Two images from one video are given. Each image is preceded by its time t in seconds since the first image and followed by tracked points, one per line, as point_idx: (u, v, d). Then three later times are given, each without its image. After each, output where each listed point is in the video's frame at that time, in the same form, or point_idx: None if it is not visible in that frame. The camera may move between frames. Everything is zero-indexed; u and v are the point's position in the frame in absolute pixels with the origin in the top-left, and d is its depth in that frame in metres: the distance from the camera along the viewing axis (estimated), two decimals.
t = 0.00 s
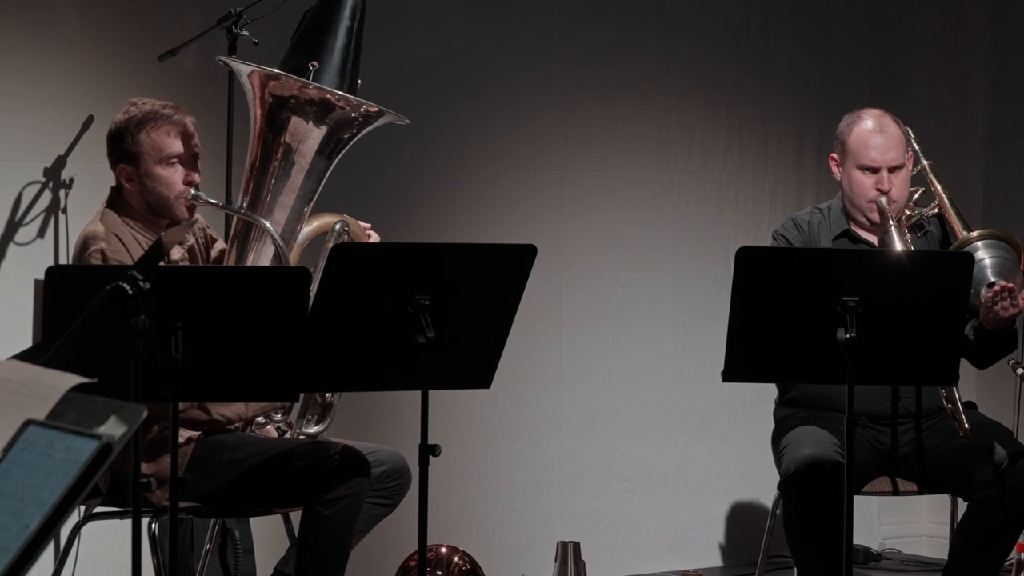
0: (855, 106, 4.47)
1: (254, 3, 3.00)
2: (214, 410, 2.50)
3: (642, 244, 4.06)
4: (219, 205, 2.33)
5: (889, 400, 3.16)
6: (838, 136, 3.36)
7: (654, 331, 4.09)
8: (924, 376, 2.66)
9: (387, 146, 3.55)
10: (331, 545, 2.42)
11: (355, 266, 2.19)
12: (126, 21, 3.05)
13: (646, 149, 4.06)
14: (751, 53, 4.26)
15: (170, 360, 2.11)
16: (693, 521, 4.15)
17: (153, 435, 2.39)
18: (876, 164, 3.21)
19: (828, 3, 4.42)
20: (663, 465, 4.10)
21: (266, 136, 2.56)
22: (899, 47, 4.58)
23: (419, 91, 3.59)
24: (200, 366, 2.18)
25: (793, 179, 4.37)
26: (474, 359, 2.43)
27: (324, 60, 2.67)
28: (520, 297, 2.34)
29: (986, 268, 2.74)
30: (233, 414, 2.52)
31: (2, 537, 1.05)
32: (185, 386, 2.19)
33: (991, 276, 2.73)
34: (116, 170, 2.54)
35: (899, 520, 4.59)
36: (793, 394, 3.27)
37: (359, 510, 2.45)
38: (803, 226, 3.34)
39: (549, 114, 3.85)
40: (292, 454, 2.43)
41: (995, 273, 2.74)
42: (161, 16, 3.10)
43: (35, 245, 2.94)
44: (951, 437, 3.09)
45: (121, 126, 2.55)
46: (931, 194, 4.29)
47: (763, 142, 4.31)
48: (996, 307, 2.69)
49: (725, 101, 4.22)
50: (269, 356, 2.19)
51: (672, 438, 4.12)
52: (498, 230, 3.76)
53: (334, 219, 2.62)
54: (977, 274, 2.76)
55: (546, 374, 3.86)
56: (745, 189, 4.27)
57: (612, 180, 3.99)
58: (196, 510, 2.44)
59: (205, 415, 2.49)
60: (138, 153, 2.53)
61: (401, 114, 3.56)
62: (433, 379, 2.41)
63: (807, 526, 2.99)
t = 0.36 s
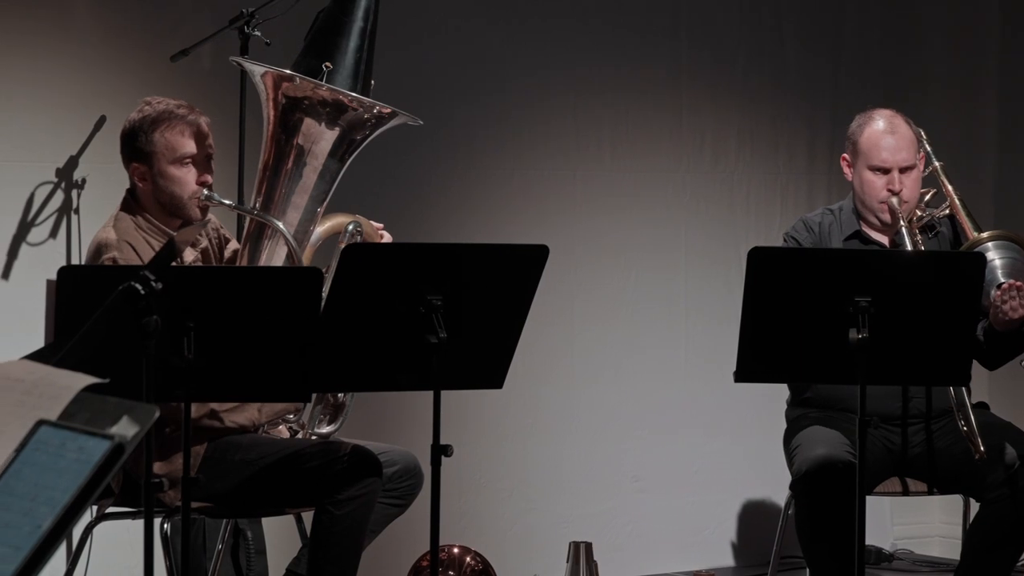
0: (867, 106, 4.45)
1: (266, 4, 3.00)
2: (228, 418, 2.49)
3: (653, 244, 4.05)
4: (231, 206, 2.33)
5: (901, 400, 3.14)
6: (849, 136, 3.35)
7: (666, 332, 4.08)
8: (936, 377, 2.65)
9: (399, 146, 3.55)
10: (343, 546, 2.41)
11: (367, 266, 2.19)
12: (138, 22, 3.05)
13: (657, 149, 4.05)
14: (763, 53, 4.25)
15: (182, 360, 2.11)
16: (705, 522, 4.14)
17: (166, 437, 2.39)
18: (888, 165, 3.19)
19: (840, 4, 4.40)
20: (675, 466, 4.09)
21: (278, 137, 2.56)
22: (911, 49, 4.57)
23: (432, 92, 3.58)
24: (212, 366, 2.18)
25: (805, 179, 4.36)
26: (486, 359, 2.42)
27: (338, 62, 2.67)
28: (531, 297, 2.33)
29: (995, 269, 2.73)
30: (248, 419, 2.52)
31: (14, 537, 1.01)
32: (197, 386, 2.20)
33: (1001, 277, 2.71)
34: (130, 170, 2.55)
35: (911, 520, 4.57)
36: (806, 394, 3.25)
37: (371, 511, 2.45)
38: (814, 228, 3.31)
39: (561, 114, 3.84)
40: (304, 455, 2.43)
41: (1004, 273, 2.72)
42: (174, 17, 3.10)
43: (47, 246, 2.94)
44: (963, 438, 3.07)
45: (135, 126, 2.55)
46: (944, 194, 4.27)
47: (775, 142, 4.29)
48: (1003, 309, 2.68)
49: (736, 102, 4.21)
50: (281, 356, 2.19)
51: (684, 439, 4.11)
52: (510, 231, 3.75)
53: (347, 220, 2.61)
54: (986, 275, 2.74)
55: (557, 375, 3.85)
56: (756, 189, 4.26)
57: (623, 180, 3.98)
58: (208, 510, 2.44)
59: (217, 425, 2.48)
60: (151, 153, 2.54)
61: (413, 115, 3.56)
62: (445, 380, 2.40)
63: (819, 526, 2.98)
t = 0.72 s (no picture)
0: (882, 106, 4.43)
1: (280, 4, 3.00)
2: (240, 413, 2.51)
3: (666, 244, 4.04)
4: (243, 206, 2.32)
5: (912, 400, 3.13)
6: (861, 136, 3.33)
7: (680, 332, 4.07)
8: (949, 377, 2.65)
9: (413, 146, 3.54)
10: (357, 545, 2.41)
11: (381, 267, 2.19)
12: (153, 23, 3.06)
13: (671, 148, 4.04)
14: (777, 53, 4.23)
15: (196, 360, 2.11)
16: (718, 522, 4.13)
17: (179, 436, 2.40)
18: (899, 164, 3.18)
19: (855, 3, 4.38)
20: (689, 466, 4.08)
21: (291, 137, 2.56)
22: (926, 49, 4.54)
23: (445, 91, 3.58)
24: (225, 367, 2.18)
25: (819, 179, 4.34)
26: (499, 359, 2.42)
27: (351, 62, 2.67)
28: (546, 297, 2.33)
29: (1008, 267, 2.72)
30: (260, 414, 2.54)
31: (28, 537, 1.06)
32: (211, 386, 2.20)
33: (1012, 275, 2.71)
34: (143, 170, 2.55)
35: (925, 520, 4.55)
36: (819, 394, 3.24)
37: (384, 510, 2.45)
38: (827, 228, 3.29)
39: (574, 114, 3.83)
40: (318, 455, 2.43)
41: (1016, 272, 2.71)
42: (188, 18, 3.11)
43: (61, 246, 2.95)
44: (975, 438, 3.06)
45: (148, 127, 2.56)
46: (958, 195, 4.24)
47: (789, 142, 4.28)
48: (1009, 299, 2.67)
49: (751, 102, 4.19)
50: (294, 356, 2.19)
51: (698, 439, 4.10)
52: (523, 231, 3.75)
53: (361, 220, 2.63)
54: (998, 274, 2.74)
55: (570, 375, 3.84)
56: (770, 189, 4.24)
57: (637, 180, 3.97)
58: (221, 510, 2.44)
59: (231, 419, 2.50)
60: (164, 153, 2.54)
61: (427, 115, 3.55)
62: (458, 380, 2.40)
63: (832, 526, 2.96)
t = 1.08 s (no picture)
0: (897, 107, 4.41)
1: (293, 5, 3.01)
2: (253, 419, 2.50)
3: (679, 243, 4.02)
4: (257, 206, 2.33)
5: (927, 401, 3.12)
6: (874, 137, 3.32)
7: (693, 333, 4.06)
8: (963, 377, 2.64)
9: (426, 146, 3.54)
10: (370, 546, 2.41)
11: (395, 267, 2.19)
12: (166, 24, 3.07)
13: (685, 148, 4.03)
14: (791, 54, 4.22)
15: (209, 360, 2.11)
16: (731, 522, 4.12)
17: (192, 437, 2.40)
18: (913, 166, 3.16)
19: (869, 4, 4.36)
20: (702, 466, 4.07)
21: (304, 137, 2.56)
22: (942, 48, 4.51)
23: (457, 92, 3.58)
24: (238, 367, 2.18)
25: (833, 179, 4.33)
26: (512, 359, 2.41)
27: (364, 62, 2.67)
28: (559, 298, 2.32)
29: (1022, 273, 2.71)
30: (273, 420, 2.52)
31: (42, 537, 1.07)
32: (224, 386, 2.20)
33: None
34: (157, 169, 2.56)
35: (938, 520, 4.52)
36: (833, 394, 3.22)
37: (397, 510, 2.45)
38: (841, 229, 3.28)
39: (587, 114, 3.83)
40: (332, 455, 2.43)
41: None
42: (202, 19, 3.12)
43: (74, 246, 2.97)
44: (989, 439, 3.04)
45: (162, 125, 2.57)
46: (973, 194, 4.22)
47: (803, 143, 4.26)
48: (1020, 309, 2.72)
49: (764, 102, 4.18)
50: (307, 356, 2.19)
51: (711, 439, 4.09)
52: (536, 232, 3.74)
53: (374, 220, 2.64)
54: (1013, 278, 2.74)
55: (584, 376, 3.83)
56: (783, 189, 4.23)
57: (650, 180, 3.96)
58: (234, 510, 2.44)
59: (243, 425, 2.49)
60: (178, 152, 2.55)
61: (440, 115, 3.55)
62: (471, 380, 2.40)
63: (845, 527, 2.95)
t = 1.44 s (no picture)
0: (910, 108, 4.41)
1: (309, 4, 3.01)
2: (270, 415, 2.50)
3: (694, 243, 4.01)
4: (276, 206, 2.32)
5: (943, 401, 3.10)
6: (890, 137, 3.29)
7: (708, 333, 4.04)
8: (981, 378, 2.63)
9: (442, 145, 3.53)
10: (385, 546, 2.41)
11: (410, 267, 2.18)
12: (182, 24, 3.08)
13: (701, 148, 4.02)
14: (807, 54, 4.21)
15: (224, 360, 2.11)
16: (746, 522, 4.10)
17: (208, 437, 2.40)
18: (928, 166, 3.15)
19: (883, 5, 4.37)
20: (717, 467, 4.05)
21: (325, 140, 2.56)
22: (955, 50, 4.52)
23: (474, 91, 3.57)
24: (254, 367, 2.19)
25: (848, 179, 4.32)
26: (527, 360, 2.41)
27: (386, 63, 2.67)
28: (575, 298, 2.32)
29: None
30: (289, 418, 2.52)
31: (58, 536, 1.15)
32: (239, 386, 2.20)
33: None
34: (176, 170, 2.57)
35: (953, 521, 4.50)
36: (848, 394, 3.20)
37: (412, 510, 2.44)
38: (856, 229, 3.25)
39: (603, 113, 3.82)
40: (347, 455, 2.43)
41: None
42: (218, 20, 3.13)
43: (89, 246, 2.97)
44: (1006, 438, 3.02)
45: (181, 126, 2.57)
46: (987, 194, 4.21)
47: (818, 144, 4.26)
48: None
49: (780, 102, 4.17)
50: (321, 356, 2.19)
51: (726, 439, 4.07)
52: (551, 232, 3.73)
53: (394, 221, 2.61)
54: None
55: (599, 376, 3.82)
56: (799, 190, 4.22)
57: (666, 180, 3.95)
58: (249, 510, 2.44)
59: (260, 421, 2.49)
60: (196, 153, 2.55)
61: (456, 114, 3.55)
62: (487, 381, 2.39)
63: (859, 527, 2.94)
